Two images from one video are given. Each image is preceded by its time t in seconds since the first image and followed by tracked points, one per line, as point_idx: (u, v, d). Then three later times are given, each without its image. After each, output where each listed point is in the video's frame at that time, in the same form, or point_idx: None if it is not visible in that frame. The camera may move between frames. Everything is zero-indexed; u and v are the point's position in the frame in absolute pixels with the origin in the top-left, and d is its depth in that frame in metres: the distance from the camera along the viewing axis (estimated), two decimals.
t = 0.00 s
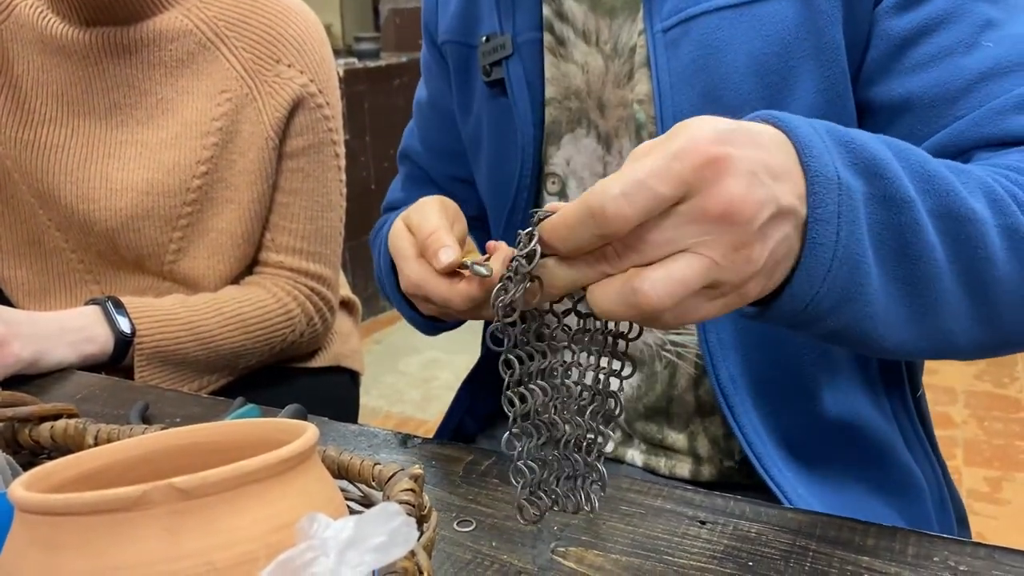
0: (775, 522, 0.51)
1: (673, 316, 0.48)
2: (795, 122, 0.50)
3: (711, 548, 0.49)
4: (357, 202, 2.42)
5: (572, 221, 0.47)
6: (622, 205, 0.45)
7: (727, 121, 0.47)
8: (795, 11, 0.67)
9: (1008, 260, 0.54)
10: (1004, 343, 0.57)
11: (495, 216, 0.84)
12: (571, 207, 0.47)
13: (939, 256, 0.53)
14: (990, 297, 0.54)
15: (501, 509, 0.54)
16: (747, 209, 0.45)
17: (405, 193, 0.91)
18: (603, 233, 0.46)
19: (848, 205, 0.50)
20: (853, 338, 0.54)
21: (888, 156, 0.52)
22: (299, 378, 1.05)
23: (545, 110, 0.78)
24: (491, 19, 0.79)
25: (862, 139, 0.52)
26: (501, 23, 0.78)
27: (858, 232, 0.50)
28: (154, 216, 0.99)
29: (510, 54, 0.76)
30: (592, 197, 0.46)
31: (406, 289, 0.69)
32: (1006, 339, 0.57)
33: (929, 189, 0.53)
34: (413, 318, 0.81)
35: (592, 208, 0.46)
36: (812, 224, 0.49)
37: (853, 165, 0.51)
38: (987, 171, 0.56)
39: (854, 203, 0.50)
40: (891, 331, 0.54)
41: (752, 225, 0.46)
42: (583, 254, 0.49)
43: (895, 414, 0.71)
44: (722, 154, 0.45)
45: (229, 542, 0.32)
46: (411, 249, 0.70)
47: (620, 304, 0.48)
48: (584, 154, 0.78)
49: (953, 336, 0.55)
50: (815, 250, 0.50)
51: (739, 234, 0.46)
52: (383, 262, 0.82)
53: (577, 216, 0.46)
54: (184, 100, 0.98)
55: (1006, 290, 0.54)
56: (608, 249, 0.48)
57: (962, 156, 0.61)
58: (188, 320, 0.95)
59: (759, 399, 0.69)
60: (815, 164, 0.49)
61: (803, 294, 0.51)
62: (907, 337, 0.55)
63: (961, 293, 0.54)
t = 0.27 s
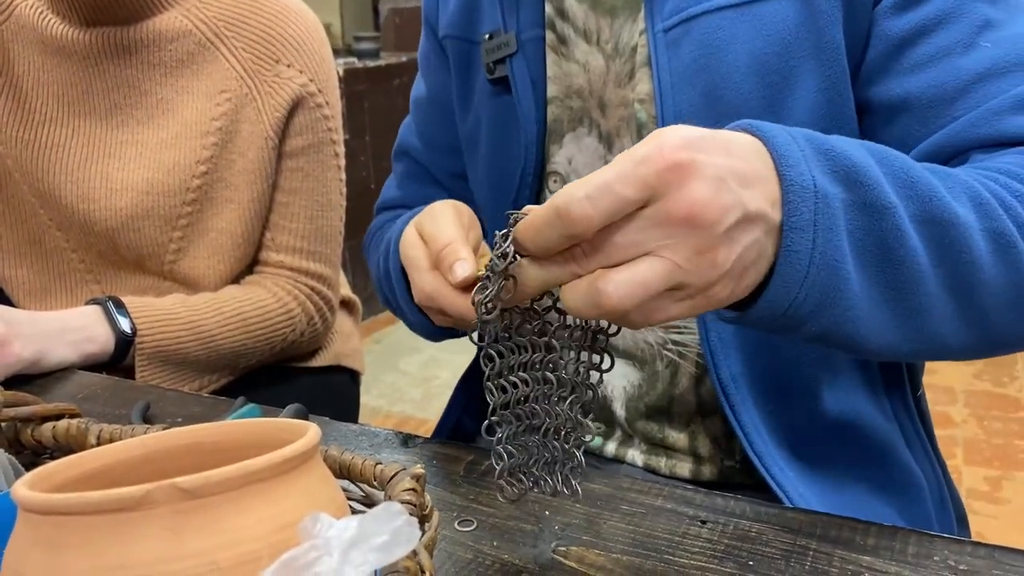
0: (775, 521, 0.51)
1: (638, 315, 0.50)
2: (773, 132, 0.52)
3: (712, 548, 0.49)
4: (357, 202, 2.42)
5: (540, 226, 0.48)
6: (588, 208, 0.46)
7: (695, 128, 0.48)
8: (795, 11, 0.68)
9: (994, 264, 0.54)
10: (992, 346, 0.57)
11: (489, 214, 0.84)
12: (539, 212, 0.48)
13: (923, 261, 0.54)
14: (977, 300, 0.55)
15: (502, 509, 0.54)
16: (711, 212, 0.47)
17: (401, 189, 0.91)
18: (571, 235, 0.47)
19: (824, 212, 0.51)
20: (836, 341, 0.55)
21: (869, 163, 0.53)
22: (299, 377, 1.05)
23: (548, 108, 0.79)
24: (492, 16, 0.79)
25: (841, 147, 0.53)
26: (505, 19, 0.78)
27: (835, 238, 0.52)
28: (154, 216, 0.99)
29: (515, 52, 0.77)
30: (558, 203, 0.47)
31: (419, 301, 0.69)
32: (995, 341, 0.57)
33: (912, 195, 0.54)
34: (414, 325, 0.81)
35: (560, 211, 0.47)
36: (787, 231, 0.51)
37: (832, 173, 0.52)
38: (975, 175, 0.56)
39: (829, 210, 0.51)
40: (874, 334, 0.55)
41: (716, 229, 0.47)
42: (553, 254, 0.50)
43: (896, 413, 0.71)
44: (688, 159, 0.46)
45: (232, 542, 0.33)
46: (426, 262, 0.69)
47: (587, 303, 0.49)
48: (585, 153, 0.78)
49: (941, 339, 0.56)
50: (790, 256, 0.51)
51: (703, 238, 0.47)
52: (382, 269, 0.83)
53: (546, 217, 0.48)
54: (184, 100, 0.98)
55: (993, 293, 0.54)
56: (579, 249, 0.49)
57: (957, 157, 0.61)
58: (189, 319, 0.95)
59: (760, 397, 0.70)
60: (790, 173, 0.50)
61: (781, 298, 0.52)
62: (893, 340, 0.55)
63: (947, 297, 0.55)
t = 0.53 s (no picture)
0: (776, 520, 0.51)
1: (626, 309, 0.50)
2: (763, 130, 0.52)
3: (713, 546, 0.49)
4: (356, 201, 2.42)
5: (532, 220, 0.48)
6: (578, 202, 0.46)
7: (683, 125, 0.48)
8: (797, 9, 0.68)
9: (985, 262, 0.54)
10: (983, 343, 0.57)
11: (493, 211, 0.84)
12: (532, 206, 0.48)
13: (913, 259, 0.54)
14: (967, 298, 0.55)
15: (502, 508, 0.54)
16: (699, 206, 0.47)
17: (399, 188, 0.90)
18: (560, 229, 0.47)
19: (813, 209, 0.51)
20: (825, 337, 0.55)
21: (860, 162, 0.53)
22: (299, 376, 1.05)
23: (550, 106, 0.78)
24: (495, 13, 0.79)
25: (831, 145, 0.53)
26: (509, 18, 0.78)
27: (823, 235, 0.52)
28: (154, 215, 0.99)
29: (520, 49, 0.77)
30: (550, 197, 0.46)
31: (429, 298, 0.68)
32: (986, 339, 0.57)
33: (902, 193, 0.54)
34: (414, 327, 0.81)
35: (551, 207, 0.46)
36: (775, 228, 0.51)
37: (821, 171, 0.52)
38: (967, 174, 0.56)
39: (818, 208, 0.51)
40: (864, 330, 0.55)
41: (703, 222, 0.47)
42: (544, 248, 0.50)
43: (896, 410, 0.71)
44: (677, 154, 0.46)
45: (233, 540, 0.32)
46: (436, 255, 0.68)
47: (577, 297, 0.49)
48: (587, 151, 0.78)
49: (931, 336, 0.56)
50: (779, 253, 0.51)
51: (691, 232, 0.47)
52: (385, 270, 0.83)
53: (536, 213, 0.47)
54: (184, 99, 0.98)
55: (984, 291, 0.55)
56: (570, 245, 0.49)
57: (956, 156, 0.61)
58: (189, 318, 0.94)
59: (760, 396, 0.70)
60: (780, 171, 0.51)
61: (769, 294, 0.52)
62: (883, 337, 0.56)
63: (938, 294, 0.55)
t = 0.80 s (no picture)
0: (777, 519, 0.51)
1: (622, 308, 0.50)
2: (760, 132, 0.52)
3: (714, 545, 0.49)
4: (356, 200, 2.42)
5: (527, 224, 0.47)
6: (576, 205, 0.46)
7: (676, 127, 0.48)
8: (800, 8, 0.67)
9: (980, 264, 0.54)
10: (978, 345, 0.57)
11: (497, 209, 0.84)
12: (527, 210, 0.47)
13: (909, 261, 0.54)
14: (963, 300, 0.55)
15: (503, 507, 0.54)
16: (692, 206, 0.47)
17: (400, 187, 0.91)
18: (558, 231, 0.47)
19: (808, 210, 0.51)
20: (819, 336, 0.55)
21: (856, 164, 0.53)
22: (299, 375, 1.05)
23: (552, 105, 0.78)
24: (496, 11, 0.79)
25: (828, 147, 0.53)
26: (511, 16, 0.78)
27: (818, 236, 0.52)
28: (154, 214, 0.99)
29: (522, 47, 0.77)
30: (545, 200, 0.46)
31: (436, 301, 0.68)
32: (981, 341, 0.57)
33: (898, 195, 0.54)
34: (415, 327, 0.81)
35: (549, 210, 0.46)
36: (770, 229, 0.51)
37: (817, 172, 0.52)
38: (964, 176, 0.56)
39: (814, 210, 0.51)
40: (858, 330, 0.55)
41: (696, 222, 0.47)
42: (540, 250, 0.49)
43: (896, 409, 0.71)
44: (668, 156, 0.47)
45: (234, 538, 0.32)
46: (443, 257, 0.68)
47: (573, 297, 0.49)
48: (588, 150, 0.78)
49: (925, 337, 0.56)
50: (773, 255, 0.51)
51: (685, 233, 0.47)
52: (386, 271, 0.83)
53: (533, 216, 0.47)
54: (184, 98, 0.98)
55: (979, 293, 0.54)
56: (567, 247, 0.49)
57: (957, 157, 0.61)
58: (189, 317, 0.94)
59: (760, 395, 0.70)
60: (775, 173, 0.51)
61: (763, 294, 0.53)
62: (877, 337, 0.56)
63: (933, 296, 0.55)
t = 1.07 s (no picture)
0: (777, 517, 0.51)
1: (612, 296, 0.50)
2: (750, 130, 0.53)
3: (714, 543, 0.49)
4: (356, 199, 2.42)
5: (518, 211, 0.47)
6: (566, 193, 0.46)
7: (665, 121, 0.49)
8: (802, 6, 0.67)
9: (971, 263, 0.54)
10: (969, 343, 0.57)
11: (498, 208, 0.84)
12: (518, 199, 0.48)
13: (898, 259, 0.54)
14: (953, 298, 0.54)
15: (503, 505, 0.54)
16: (679, 195, 0.47)
17: (400, 186, 0.90)
18: (548, 220, 0.47)
19: (796, 208, 0.52)
20: (809, 331, 0.56)
21: (846, 163, 0.54)
22: (299, 373, 1.05)
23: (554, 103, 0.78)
24: (497, 9, 0.79)
25: (818, 146, 0.54)
26: (512, 13, 0.77)
27: (806, 233, 0.52)
28: (154, 212, 0.98)
29: (524, 45, 0.76)
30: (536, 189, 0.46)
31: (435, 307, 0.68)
32: (972, 339, 0.57)
33: (888, 195, 0.54)
34: (415, 329, 0.81)
35: (540, 199, 0.46)
36: (758, 226, 0.51)
37: (806, 171, 0.53)
38: (957, 176, 0.56)
39: (802, 207, 0.52)
40: (847, 326, 0.55)
41: (685, 212, 0.47)
42: (533, 238, 0.49)
43: (895, 407, 0.71)
44: (657, 147, 0.47)
45: (235, 536, 0.32)
46: (442, 261, 0.68)
47: (564, 285, 0.49)
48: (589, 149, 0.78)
49: (916, 335, 0.56)
50: (760, 251, 0.52)
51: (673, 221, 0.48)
52: (386, 272, 0.83)
53: (525, 205, 0.47)
54: (184, 96, 0.98)
55: (970, 292, 0.54)
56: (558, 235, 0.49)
57: (957, 158, 0.61)
58: (189, 316, 0.94)
59: (759, 392, 0.70)
60: (764, 171, 0.51)
61: (751, 289, 0.53)
62: (866, 334, 0.56)
63: (923, 294, 0.55)
